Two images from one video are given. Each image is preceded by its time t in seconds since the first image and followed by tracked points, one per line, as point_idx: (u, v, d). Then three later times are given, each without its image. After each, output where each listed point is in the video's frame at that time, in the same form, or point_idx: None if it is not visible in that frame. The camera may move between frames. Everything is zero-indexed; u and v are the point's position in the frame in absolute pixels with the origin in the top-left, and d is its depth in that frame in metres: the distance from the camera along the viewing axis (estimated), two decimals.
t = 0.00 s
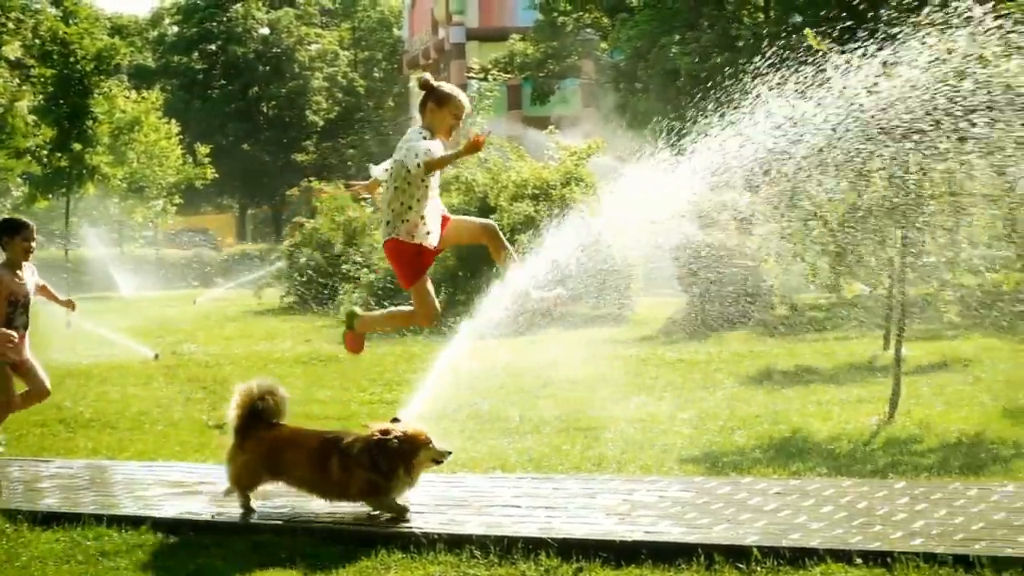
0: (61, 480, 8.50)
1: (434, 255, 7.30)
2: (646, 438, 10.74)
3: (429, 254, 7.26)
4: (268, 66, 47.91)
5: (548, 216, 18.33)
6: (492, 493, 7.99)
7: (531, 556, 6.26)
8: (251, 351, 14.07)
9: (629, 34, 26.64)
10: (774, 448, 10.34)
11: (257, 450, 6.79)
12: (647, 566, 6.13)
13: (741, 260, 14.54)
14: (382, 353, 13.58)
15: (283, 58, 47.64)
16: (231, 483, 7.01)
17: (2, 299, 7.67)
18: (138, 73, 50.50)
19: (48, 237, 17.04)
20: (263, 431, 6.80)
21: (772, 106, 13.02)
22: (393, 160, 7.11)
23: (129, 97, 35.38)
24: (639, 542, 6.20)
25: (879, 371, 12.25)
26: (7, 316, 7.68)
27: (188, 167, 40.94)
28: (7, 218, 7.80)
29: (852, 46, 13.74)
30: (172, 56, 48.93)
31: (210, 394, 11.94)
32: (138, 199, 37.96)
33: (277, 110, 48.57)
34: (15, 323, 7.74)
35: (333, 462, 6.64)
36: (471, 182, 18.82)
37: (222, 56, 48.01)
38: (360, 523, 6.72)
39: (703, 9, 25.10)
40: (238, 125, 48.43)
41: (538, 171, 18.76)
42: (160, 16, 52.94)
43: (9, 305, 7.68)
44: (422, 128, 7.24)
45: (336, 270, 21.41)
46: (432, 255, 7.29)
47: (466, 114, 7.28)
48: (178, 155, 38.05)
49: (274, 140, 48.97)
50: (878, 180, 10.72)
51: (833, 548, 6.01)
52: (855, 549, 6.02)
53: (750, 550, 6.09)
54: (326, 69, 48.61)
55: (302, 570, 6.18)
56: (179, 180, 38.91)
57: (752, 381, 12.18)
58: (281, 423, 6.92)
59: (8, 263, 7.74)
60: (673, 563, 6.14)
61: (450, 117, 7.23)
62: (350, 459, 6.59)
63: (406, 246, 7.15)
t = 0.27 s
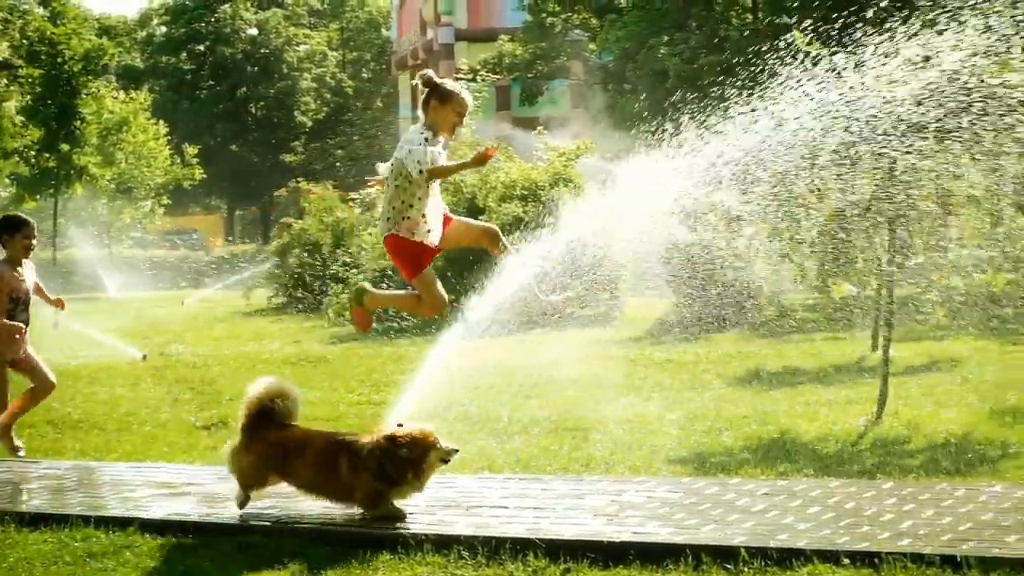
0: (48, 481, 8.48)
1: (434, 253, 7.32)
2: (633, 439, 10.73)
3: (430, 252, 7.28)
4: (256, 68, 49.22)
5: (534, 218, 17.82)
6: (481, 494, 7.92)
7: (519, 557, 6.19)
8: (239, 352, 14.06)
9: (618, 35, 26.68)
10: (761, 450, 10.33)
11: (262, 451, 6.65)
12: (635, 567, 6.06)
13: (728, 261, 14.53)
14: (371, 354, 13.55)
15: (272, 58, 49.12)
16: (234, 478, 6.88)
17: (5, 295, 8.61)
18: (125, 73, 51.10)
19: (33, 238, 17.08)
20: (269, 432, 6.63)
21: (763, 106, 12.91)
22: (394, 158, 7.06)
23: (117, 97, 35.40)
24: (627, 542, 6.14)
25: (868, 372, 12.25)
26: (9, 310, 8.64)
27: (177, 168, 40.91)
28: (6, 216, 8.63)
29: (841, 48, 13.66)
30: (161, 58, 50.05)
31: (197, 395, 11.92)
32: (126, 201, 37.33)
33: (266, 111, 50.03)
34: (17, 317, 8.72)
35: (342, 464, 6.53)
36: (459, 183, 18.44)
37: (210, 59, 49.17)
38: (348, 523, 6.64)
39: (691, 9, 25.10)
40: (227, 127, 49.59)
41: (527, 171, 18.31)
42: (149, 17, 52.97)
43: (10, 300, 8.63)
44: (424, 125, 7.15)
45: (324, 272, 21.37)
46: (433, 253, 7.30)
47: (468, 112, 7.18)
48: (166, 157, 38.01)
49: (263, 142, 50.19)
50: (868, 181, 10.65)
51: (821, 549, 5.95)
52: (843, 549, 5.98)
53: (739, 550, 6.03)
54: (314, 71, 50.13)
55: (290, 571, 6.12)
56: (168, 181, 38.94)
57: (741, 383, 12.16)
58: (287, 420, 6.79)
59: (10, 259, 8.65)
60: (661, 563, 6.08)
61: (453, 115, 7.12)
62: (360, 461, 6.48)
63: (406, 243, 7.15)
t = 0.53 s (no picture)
0: (32, 481, 8.46)
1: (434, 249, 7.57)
2: (620, 440, 10.74)
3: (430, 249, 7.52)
4: (243, 69, 49.06)
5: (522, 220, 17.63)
6: (467, 494, 7.95)
7: (505, 558, 6.25)
8: (226, 354, 14.04)
9: (604, 36, 26.91)
10: (748, 450, 10.36)
11: (269, 452, 6.58)
12: (621, 569, 6.11)
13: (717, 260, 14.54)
14: (358, 355, 13.56)
15: (259, 60, 48.87)
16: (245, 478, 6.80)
17: (7, 290, 8.53)
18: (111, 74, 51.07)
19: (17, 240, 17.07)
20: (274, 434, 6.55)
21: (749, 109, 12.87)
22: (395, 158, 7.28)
23: (104, 97, 35.40)
24: (613, 545, 6.18)
25: (855, 374, 12.27)
26: (11, 305, 8.58)
27: (164, 168, 40.89)
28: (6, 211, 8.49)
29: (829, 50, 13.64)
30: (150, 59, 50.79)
31: (184, 396, 11.92)
32: (113, 200, 37.01)
33: (253, 112, 49.46)
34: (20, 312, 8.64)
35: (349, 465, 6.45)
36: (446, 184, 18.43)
37: (199, 60, 49.89)
38: (335, 525, 6.69)
39: (677, 10, 25.15)
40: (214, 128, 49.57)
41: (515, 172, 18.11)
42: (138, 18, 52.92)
43: (14, 296, 8.56)
44: (427, 124, 7.29)
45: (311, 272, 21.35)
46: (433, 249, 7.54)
47: (472, 111, 7.28)
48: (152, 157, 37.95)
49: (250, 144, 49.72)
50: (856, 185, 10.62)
51: (807, 549, 6.01)
52: (828, 549, 6.02)
53: (725, 552, 6.08)
54: (302, 73, 49.17)
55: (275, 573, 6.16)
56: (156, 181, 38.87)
57: (727, 384, 12.19)
58: (295, 418, 6.71)
59: (12, 255, 8.55)
60: (647, 565, 6.13)
61: (455, 116, 7.24)
62: (368, 462, 6.40)
63: (406, 241, 7.40)
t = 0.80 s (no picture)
0: (16, 483, 8.46)
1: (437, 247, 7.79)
2: (606, 441, 10.76)
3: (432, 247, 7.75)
4: (229, 70, 46.73)
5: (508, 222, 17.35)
6: (453, 495, 7.97)
7: (491, 560, 6.28)
8: (212, 356, 14.03)
9: (591, 39, 26.26)
10: (735, 451, 10.40)
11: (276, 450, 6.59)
12: (607, 571, 6.14)
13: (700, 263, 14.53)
14: (344, 356, 13.57)
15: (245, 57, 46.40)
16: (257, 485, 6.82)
17: (11, 288, 8.82)
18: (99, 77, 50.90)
19: None
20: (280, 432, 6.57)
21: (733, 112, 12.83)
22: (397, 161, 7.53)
23: (91, 100, 35.40)
24: (599, 546, 6.21)
25: (842, 375, 12.30)
26: (14, 301, 8.88)
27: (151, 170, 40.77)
28: (10, 210, 8.86)
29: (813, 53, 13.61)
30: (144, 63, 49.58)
31: (171, 398, 11.93)
32: (100, 202, 37.00)
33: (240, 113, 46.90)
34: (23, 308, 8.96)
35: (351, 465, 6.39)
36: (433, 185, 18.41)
37: (188, 61, 47.31)
38: (322, 528, 6.72)
39: (664, 13, 25.24)
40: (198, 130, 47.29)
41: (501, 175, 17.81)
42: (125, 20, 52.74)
43: (16, 293, 8.85)
44: (430, 127, 7.51)
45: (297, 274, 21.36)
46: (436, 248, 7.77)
47: (475, 114, 7.47)
48: (140, 159, 37.87)
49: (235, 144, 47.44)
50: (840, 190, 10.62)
51: (792, 551, 6.04)
52: (813, 550, 6.05)
53: (710, 554, 6.12)
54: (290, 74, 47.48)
55: None
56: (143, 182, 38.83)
57: (713, 385, 12.23)
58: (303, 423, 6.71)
59: (14, 253, 8.86)
60: (632, 567, 6.16)
61: (459, 118, 7.44)
62: (370, 461, 6.34)
63: (407, 239, 7.66)
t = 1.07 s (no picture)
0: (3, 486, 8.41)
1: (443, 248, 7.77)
2: (593, 444, 10.75)
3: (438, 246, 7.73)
4: (218, 71, 46.77)
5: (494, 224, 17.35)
6: (441, 496, 7.94)
7: (479, 562, 6.27)
8: (199, 359, 13.97)
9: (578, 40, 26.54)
10: (724, 453, 10.40)
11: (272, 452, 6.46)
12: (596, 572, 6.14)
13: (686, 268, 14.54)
14: (332, 359, 13.55)
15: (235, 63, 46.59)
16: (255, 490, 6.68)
17: (13, 287, 8.47)
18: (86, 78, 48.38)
19: None
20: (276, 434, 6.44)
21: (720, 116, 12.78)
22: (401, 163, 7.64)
23: (80, 100, 35.37)
24: (587, 547, 6.21)
25: (828, 377, 12.33)
26: (16, 301, 8.51)
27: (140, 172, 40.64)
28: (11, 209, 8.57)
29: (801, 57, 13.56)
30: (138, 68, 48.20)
31: (158, 401, 11.91)
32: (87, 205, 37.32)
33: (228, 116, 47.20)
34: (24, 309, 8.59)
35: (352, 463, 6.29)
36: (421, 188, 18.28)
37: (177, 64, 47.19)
38: (311, 528, 6.72)
39: (652, 14, 25.55)
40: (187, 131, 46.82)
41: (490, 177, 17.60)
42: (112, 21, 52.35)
43: (19, 292, 8.50)
44: (433, 131, 7.60)
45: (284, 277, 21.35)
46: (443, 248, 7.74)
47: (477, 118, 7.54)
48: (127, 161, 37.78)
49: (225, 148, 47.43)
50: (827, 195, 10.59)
51: (780, 552, 6.03)
52: (800, 551, 6.03)
53: (698, 555, 6.11)
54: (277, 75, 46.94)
55: None
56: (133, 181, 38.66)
57: (701, 388, 12.26)
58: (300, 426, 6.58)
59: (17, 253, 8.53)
60: (620, 568, 6.15)
61: (460, 121, 7.50)
62: (372, 459, 6.24)
63: (411, 237, 7.66)
